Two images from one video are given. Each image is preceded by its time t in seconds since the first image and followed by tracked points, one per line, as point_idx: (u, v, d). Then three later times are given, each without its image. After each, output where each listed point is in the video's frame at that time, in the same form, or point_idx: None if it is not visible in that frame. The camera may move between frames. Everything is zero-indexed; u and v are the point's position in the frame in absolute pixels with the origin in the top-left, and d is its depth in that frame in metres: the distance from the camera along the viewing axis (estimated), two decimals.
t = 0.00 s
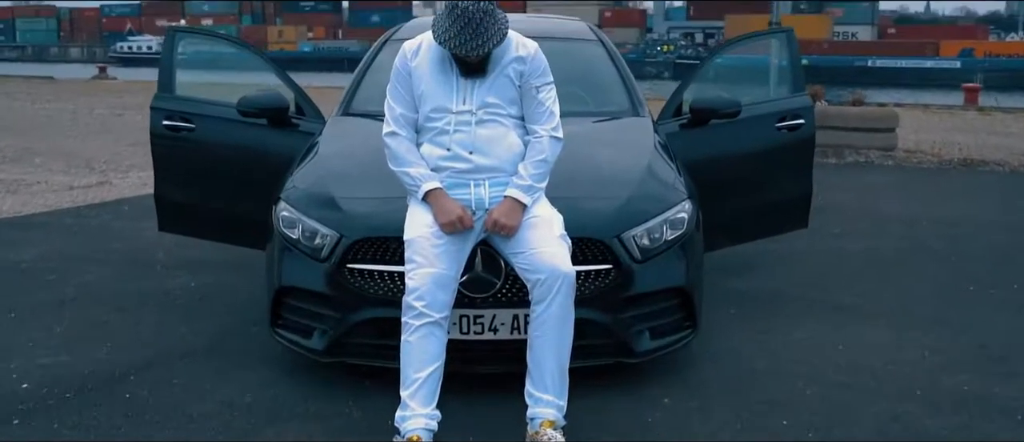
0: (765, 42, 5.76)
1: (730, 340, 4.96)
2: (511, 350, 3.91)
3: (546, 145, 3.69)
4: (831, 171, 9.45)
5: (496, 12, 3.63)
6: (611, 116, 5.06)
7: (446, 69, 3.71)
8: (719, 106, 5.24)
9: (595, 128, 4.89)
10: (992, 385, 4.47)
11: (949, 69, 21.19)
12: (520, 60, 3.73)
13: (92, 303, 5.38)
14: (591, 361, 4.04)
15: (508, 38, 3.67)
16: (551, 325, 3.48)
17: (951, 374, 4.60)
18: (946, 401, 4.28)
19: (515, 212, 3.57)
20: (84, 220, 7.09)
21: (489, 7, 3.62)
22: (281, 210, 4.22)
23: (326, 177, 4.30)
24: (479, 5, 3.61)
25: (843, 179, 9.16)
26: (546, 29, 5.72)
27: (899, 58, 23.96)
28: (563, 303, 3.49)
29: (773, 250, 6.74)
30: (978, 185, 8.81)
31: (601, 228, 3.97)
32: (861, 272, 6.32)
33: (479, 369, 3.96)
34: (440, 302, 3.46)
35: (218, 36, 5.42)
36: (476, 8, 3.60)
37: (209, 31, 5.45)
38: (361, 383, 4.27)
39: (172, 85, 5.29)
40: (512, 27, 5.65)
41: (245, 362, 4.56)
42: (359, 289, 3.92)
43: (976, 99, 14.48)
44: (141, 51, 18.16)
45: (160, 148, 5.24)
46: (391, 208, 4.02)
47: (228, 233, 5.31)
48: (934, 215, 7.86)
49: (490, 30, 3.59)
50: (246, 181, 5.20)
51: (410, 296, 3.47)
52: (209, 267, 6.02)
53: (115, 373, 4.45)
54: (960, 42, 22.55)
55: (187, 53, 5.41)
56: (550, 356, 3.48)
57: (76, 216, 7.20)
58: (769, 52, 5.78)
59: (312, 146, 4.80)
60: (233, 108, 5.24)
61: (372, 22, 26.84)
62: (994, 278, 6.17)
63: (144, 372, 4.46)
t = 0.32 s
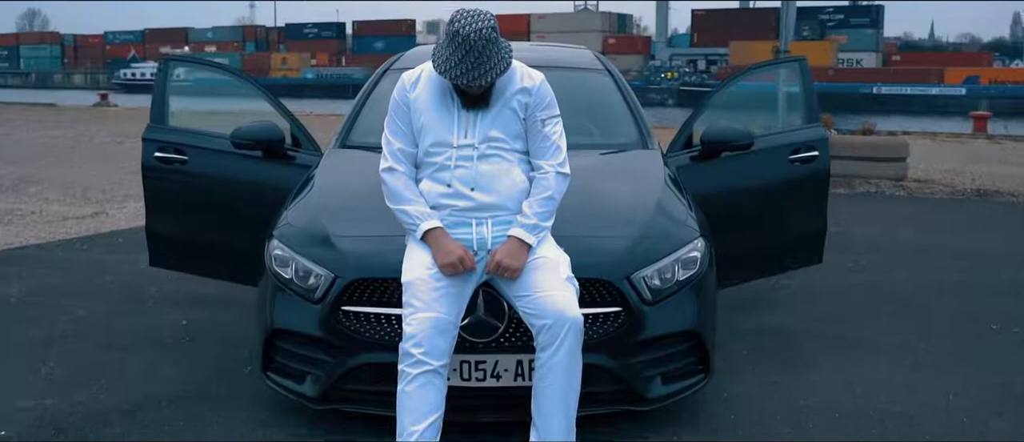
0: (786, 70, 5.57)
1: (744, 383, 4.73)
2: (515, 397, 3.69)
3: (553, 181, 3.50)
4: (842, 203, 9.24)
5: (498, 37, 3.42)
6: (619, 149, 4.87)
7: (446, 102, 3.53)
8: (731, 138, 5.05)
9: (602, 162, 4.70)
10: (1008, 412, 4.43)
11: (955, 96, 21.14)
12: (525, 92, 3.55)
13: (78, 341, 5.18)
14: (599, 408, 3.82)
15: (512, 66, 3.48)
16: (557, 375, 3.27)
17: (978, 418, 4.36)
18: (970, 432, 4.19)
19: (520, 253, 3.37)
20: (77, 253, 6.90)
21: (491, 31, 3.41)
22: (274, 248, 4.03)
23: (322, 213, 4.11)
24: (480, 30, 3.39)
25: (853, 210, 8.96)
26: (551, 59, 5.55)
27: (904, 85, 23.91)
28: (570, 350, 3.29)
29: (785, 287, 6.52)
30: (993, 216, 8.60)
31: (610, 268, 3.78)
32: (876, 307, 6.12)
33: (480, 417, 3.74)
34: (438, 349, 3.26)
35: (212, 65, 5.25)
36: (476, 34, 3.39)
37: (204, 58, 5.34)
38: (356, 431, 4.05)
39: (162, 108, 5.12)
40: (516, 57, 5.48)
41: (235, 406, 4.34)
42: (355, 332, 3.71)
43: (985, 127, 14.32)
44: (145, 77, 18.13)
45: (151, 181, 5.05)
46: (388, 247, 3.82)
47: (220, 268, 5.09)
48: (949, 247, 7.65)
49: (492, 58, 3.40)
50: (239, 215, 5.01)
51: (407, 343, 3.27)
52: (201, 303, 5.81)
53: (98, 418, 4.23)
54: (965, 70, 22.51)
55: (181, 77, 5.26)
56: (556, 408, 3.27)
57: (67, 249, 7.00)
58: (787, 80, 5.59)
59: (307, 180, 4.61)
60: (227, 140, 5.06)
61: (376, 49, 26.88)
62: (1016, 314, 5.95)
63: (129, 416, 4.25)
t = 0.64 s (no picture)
0: (799, 95, 5.42)
1: (759, 424, 4.51)
2: None
3: (559, 214, 3.31)
4: (853, 230, 9.03)
5: (500, 57, 3.22)
6: (627, 178, 4.69)
7: (447, 129, 3.34)
8: (744, 166, 4.86)
9: (610, 192, 4.51)
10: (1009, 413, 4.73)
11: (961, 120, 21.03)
12: (530, 120, 3.37)
13: (67, 376, 4.99)
14: None
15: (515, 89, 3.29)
16: (563, 422, 3.06)
17: None
18: (971, 433, 4.44)
19: (524, 291, 3.18)
20: (67, 283, 6.70)
21: (493, 51, 3.22)
22: (266, 282, 3.84)
23: (316, 246, 3.92)
24: (482, 49, 3.20)
25: (865, 237, 8.76)
26: (556, 84, 5.37)
27: (910, 109, 23.79)
28: (578, 395, 3.08)
29: (799, 320, 6.30)
30: (1009, 244, 8.38)
31: (619, 306, 3.59)
32: (893, 339, 5.93)
33: None
34: (437, 393, 3.05)
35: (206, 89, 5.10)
36: (477, 54, 3.20)
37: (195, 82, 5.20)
38: None
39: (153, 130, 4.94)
40: (520, 82, 5.30)
41: None
42: (349, 374, 3.51)
43: (995, 152, 14.10)
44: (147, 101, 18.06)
45: (142, 210, 4.86)
46: (385, 283, 3.62)
47: (212, 300, 4.89)
48: (966, 276, 7.42)
49: (494, 80, 3.21)
50: (233, 246, 4.83)
51: (404, 387, 3.07)
52: (194, 337, 5.61)
53: None
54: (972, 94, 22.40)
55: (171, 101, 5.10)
56: None
57: (57, 278, 6.81)
58: (801, 105, 5.44)
59: (302, 210, 4.42)
60: (220, 168, 4.88)
61: (379, 73, 26.86)
62: None
63: None
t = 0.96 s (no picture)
0: (814, 116, 5.25)
1: None
2: None
3: (565, 244, 3.12)
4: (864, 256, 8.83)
5: (501, 74, 3.05)
6: (634, 204, 4.51)
7: (447, 154, 3.16)
8: (757, 192, 4.68)
9: (618, 218, 4.32)
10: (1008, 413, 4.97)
11: (968, 141, 20.93)
12: (535, 144, 3.19)
13: (52, 407, 4.79)
14: None
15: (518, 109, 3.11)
16: None
17: None
18: (971, 433, 4.67)
19: (528, 327, 2.98)
20: (58, 310, 6.51)
21: (494, 68, 3.05)
22: (256, 314, 3.65)
23: (309, 277, 3.73)
24: (482, 66, 3.03)
25: (876, 262, 8.56)
26: (561, 105, 5.19)
27: (916, 130, 23.65)
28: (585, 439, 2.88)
29: (812, 351, 6.09)
30: None
31: (629, 341, 3.40)
32: (909, 368, 5.74)
33: None
34: (435, 437, 2.86)
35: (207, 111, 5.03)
36: (477, 71, 3.03)
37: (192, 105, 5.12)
38: None
39: (147, 149, 4.79)
40: (524, 103, 5.13)
41: None
42: (343, 413, 3.31)
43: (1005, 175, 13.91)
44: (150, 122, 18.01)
45: (132, 237, 4.67)
46: (380, 316, 3.43)
47: (203, 329, 4.70)
48: (984, 302, 7.22)
49: (496, 98, 3.04)
50: (225, 274, 4.64)
51: (401, 429, 2.87)
52: (185, 368, 5.41)
53: None
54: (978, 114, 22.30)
55: (168, 122, 5.01)
56: None
57: (48, 304, 6.62)
58: (816, 125, 5.27)
59: (297, 236, 4.25)
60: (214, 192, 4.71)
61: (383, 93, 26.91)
62: None
63: None
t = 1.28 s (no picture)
0: (827, 135, 5.08)
1: None
2: None
3: (571, 271, 2.94)
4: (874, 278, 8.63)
5: (501, 83, 2.89)
6: (643, 226, 4.33)
7: (445, 176, 2.99)
8: (770, 214, 4.50)
9: (625, 241, 4.14)
10: (1008, 413, 5.19)
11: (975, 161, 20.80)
12: (538, 166, 3.02)
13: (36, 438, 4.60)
14: None
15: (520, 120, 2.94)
16: None
17: None
18: (971, 432, 4.87)
19: (531, 361, 2.81)
20: (48, 335, 6.32)
21: (494, 77, 2.88)
22: (245, 344, 3.47)
23: (301, 304, 3.56)
24: (481, 75, 2.87)
25: (887, 285, 8.37)
26: (566, 124, 5.02)
27: (922, 149, 23.50)
28: None
29: (826, 379, 5.88)
30: None
31: (637, 374, 3.21)
32: (924, 393, 5.56)
33: None
34: None
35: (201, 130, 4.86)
36: (477, 80, 2.86)
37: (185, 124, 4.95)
38: None
39: (138, 168, 4.63)
40: (527, 122, 4.96)
41: None
42: None
43: (1015, 194, 13.71)
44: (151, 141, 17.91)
45: (120, 260, 4.50)
46: (375, 347, 3.25)
47: (194, 357, 4.52)
48: (1001, 325, 7.01)
49: (496, 110, 2.87)
50: (217, 299, 4.47)
51: None
52: (177, 397, 5.23)
53: None
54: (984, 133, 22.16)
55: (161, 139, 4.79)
56: None
57: (39, 328, 6.44)
58: (829, 143, 5.10)
59: (290, 260, 4.08)
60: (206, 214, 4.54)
61: (387, 112, 26.84)
62: None
63: None
